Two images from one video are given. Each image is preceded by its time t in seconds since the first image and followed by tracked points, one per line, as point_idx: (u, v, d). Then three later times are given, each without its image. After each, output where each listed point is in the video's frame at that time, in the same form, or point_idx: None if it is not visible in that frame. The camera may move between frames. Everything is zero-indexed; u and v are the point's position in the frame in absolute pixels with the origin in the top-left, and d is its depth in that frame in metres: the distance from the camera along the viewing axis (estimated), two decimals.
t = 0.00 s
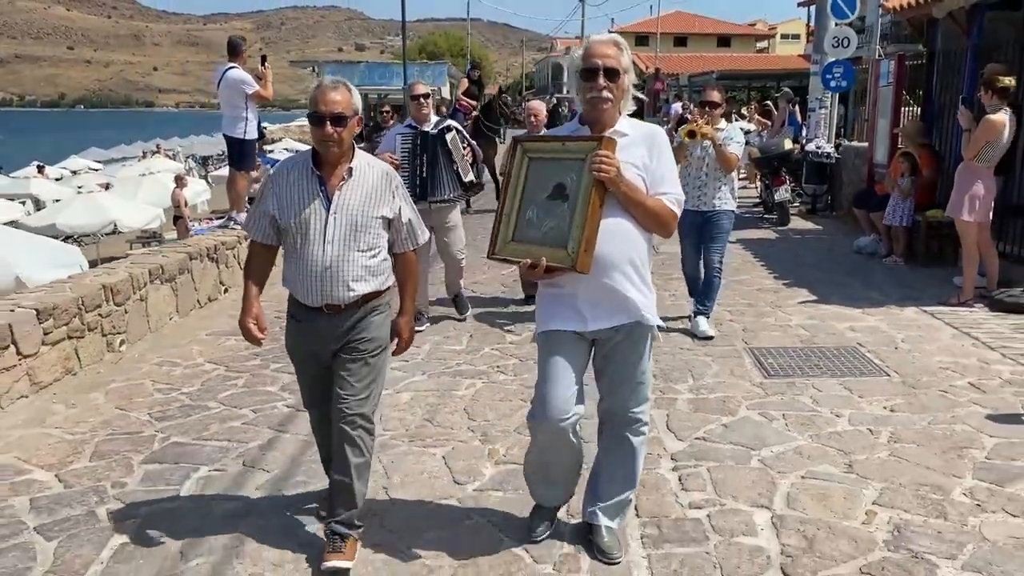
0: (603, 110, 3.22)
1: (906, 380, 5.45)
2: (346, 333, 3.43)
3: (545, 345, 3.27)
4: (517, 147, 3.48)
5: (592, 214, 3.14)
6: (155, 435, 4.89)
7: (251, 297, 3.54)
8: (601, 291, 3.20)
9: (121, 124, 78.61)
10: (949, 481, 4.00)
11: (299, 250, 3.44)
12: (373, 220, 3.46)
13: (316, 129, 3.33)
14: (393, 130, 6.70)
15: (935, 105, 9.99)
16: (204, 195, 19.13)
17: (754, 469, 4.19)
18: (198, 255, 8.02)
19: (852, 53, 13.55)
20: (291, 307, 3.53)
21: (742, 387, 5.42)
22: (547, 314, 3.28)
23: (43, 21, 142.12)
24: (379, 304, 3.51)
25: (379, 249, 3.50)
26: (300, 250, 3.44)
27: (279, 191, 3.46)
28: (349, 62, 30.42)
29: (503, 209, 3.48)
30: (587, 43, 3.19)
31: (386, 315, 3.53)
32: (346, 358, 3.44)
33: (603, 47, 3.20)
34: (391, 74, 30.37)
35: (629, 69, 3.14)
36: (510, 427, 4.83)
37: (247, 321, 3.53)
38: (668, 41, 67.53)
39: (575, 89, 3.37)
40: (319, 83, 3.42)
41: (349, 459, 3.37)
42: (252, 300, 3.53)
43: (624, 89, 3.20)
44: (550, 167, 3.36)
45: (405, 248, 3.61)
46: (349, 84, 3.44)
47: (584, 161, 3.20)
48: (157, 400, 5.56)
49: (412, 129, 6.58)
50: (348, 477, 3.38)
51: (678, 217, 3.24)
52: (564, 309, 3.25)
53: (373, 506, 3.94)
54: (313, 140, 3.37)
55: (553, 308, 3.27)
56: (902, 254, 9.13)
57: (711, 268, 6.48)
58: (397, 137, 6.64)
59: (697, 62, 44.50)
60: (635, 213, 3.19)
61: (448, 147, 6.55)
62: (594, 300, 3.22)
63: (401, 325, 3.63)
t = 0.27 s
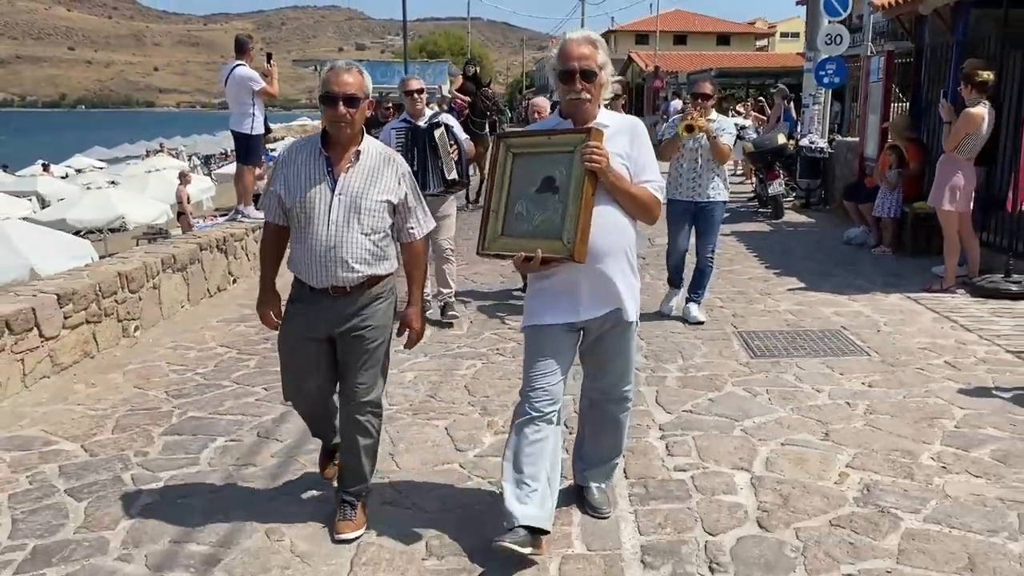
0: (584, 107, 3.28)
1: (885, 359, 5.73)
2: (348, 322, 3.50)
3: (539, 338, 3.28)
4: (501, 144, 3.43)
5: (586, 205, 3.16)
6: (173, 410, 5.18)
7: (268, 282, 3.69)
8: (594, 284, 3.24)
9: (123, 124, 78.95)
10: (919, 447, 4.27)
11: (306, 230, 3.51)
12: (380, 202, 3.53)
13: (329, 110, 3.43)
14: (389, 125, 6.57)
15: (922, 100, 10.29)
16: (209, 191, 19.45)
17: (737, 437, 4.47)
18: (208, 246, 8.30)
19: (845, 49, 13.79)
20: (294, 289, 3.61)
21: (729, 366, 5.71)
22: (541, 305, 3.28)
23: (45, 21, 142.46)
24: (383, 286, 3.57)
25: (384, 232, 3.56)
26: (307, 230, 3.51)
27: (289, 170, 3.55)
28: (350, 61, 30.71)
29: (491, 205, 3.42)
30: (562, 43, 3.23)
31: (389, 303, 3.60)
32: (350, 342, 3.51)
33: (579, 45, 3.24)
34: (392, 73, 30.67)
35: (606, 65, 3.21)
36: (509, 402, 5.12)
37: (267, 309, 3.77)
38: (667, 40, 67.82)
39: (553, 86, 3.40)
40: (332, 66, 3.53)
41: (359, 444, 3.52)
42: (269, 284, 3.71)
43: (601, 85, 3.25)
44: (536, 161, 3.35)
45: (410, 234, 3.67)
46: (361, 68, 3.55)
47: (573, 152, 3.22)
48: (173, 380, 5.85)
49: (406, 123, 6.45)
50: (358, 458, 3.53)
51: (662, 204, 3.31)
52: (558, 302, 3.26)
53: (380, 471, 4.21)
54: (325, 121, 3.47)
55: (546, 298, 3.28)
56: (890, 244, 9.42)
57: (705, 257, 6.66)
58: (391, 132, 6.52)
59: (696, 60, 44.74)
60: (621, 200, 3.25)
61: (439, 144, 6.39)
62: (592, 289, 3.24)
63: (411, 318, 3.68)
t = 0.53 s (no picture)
0: (561, 116, 3.40)
1: (872, 348, 6.01)
2: (365, 321, 3.57)
3: (528, 339, 3.39)
4: (480, 151, 3.47)
5: (575, 206, 3.26)
6: (196, 399, 5.46)
7: (281, 287, 3.74)
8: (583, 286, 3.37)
9: (125, 125, 79.24)
10: (900, 429, 4.55)
11: (321, 235, 3.55)
12: (393, 205, 3.59)
13: (343, 118, 3.47)
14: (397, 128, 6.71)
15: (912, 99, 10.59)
16: (214, 191, 19.74)
17: (729, 421, 4.75)
18: (221, 244, 8.58)
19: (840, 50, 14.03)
20: (305, 288, 3.65)
21: (723, 356, 5.99)
22: (530, 307, 3.39)
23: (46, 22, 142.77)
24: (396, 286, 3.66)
25: (397, 234, 3.63)
26: (322, 234, 3.55)
27: (302, 176, 3.59)
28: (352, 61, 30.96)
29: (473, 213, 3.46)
30: (533, 53, 3.32)
31: (401, 299, 3.69)
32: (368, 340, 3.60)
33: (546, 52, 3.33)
34: (394, 73, 30.94)
35: (580, 73, 3.34)
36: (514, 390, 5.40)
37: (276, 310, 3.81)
38: (667, 39, 68.06)
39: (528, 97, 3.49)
40: (340, 74, 3.56)
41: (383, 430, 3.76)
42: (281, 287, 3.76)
43: (574, 90, 3.36)
44: (518, 168, 3.43)
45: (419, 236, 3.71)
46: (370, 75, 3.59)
47: (559, 157, 3.31)
48: (193, 371, 6.14)
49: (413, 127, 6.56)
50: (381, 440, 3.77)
51: (642, 197, 3.48)
52: (549, 304, 3.37)
53: (394, 453, 4.48)
54: (337, 128, 3.52)
55: (535, 300, 3.38)
56: (882, 239, 9.70)
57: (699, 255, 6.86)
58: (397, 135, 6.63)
59: (697, 59, 44.97)
60: (607, 200, 3.40)
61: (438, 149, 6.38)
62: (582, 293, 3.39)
63: (417, 301, 3.66)
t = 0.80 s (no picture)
0: (556, 110, 3.45)
1: (863, 335, 6.26)
2: (374, 322, 3.56)
3: (518, 331, 3.48)
4: (471, 144, 3.46)
5: (572, 206, 3.29)
6: (216, 387, 5.71)
7: (287, 292, 3.74)
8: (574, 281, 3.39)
9: (126, 126, 79.46)
10: (888, 409, 4.79)
11: (326, 239, 3.52)
12: (397, 206, 3.55)
13: (341, 121, 3.42)
14: (411, 124, 6.61)
15: (905, 96, 10.81)
16: (220, 191, 20.00)
17: (726, 402, 4.99)
18: (232, 240, 8.83)
19: (836, 48, 14.24)
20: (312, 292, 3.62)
21: (721, 343, 6.24)
22: (518, 300, 3.46)
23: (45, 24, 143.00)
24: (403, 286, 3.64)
25: (402, 233, 3.59)
26: (328, 239, 3.52)
27: (304, 184, 3.57)
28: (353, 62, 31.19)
29: (466, 205, 3.46)
30: (532, 46, 3.40)
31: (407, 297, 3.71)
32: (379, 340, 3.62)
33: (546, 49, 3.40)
34: (395, 73, 31.17)
35: (575, 68, 3.39)
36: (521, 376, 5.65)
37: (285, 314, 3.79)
38: (666, 37, 68.28)
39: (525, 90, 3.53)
40: (336, 76, 3.51)
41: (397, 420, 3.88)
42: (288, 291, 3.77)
43: (570, 87, 3.41)
44: (512, 162, 3.41)
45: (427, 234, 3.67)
46: (365, 75, 3.53)
47: (555, 154, 3.31)
48: (211, 361, 6.39)
49: (427, 125, 6.48)
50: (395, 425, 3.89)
51: (631, 194, 3.49)
52: (538, 298, 3.42)
53: (408, 433, 4.73)
54: (336, 132, 3.47)
55: (523, 292, 3.44)
56: (876, 233, 9.93)
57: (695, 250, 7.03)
58: (411, 130, 6.55)
59: (696, 58, 45.16)
60: (600, 198, 3.42)
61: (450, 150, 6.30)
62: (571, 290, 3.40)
63: (422, 313, 3.75)
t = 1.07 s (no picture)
0: (559, 119, 3.43)
1: (850, 330, 6.52)
2: (369, 323, 3.57)
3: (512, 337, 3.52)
4: (471, 154, 3.53)
5: (569, 220, 3.32)
6: (229, 381, 5.96)
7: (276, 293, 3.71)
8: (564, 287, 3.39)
9: (125, 129, 79.69)
10: (870, 398, 5.05)
11: (324, 239, 3.55)
12: (395, 204, 3.61)
13: (340, 121, 3.47)
14: (420, 125, 6.84)
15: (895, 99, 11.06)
16: (223, 193, 20.29)
17: (716, 393, 5.25)
18: (240, 242, 9.09)
19: (829, 51, 14.50)
20: (310, 295, 3.65)
21: (713, 339, 6.50)
22: (510, 306, 3.49)
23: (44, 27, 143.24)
24: (401, 285, 3.68)
25: (399, 231, 3.65)
26: (325, 238, 3.54)
27: (298, 181, 3.56)
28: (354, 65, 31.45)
29: (464, 215, 3.53)
30: (542, 56, 3.39)
31: (406, 302, 3.71)
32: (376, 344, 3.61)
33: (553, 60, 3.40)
34: (394, 76, 31.46)
35: (579, 80, 3.36)
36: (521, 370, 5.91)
37: (271, 315, 3.74)
38: (664, 39, 68.60)
39: (529, 98, 3.54)
40: (332, 78, 3.56)
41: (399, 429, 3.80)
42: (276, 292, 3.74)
43: (571, 100, 3.40)
44: (511, 173, 3.46)
45: (419, 231, 3.76)
46: (360, 78, 3.60)
47: (554, 168, 3.34)
48: (223, 357, 6.64)
49: (433, 128, 6.63)
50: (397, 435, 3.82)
51: (627, 213, 3.47)
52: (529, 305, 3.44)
53: (414, 423, 4.98)
54: (334, 132, 3.51)
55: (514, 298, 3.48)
56: (867, 233, 10.20)
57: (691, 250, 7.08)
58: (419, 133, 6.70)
59: (693, 59, 45.42)
60: (594, 214, 3.41)
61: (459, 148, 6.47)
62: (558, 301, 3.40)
63: (423, 313, 3.85)
